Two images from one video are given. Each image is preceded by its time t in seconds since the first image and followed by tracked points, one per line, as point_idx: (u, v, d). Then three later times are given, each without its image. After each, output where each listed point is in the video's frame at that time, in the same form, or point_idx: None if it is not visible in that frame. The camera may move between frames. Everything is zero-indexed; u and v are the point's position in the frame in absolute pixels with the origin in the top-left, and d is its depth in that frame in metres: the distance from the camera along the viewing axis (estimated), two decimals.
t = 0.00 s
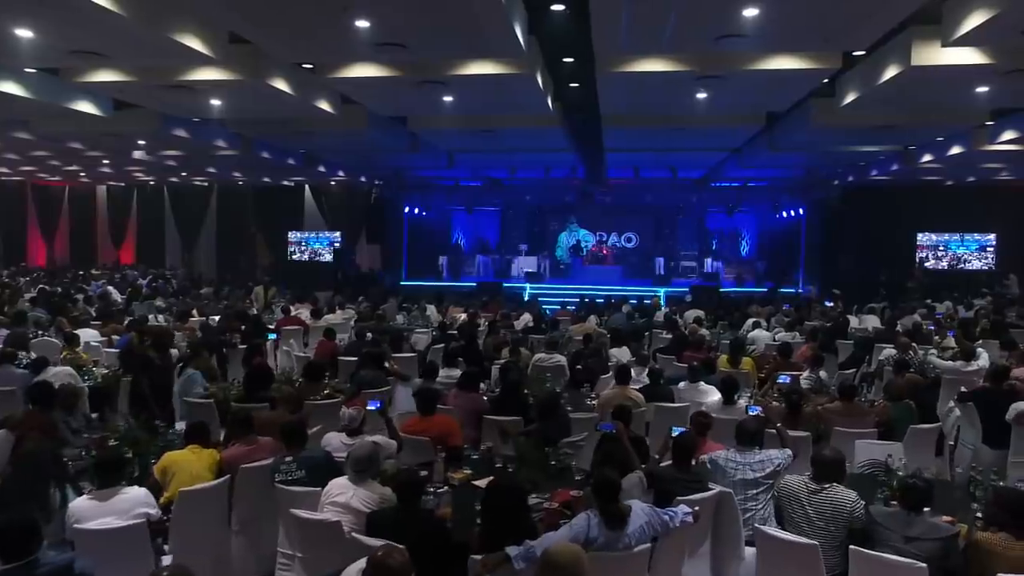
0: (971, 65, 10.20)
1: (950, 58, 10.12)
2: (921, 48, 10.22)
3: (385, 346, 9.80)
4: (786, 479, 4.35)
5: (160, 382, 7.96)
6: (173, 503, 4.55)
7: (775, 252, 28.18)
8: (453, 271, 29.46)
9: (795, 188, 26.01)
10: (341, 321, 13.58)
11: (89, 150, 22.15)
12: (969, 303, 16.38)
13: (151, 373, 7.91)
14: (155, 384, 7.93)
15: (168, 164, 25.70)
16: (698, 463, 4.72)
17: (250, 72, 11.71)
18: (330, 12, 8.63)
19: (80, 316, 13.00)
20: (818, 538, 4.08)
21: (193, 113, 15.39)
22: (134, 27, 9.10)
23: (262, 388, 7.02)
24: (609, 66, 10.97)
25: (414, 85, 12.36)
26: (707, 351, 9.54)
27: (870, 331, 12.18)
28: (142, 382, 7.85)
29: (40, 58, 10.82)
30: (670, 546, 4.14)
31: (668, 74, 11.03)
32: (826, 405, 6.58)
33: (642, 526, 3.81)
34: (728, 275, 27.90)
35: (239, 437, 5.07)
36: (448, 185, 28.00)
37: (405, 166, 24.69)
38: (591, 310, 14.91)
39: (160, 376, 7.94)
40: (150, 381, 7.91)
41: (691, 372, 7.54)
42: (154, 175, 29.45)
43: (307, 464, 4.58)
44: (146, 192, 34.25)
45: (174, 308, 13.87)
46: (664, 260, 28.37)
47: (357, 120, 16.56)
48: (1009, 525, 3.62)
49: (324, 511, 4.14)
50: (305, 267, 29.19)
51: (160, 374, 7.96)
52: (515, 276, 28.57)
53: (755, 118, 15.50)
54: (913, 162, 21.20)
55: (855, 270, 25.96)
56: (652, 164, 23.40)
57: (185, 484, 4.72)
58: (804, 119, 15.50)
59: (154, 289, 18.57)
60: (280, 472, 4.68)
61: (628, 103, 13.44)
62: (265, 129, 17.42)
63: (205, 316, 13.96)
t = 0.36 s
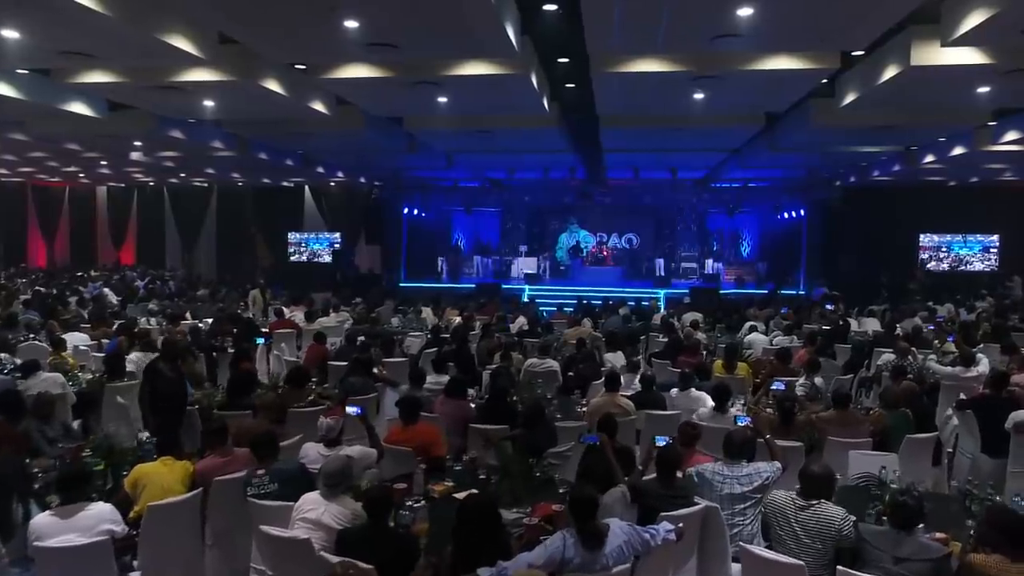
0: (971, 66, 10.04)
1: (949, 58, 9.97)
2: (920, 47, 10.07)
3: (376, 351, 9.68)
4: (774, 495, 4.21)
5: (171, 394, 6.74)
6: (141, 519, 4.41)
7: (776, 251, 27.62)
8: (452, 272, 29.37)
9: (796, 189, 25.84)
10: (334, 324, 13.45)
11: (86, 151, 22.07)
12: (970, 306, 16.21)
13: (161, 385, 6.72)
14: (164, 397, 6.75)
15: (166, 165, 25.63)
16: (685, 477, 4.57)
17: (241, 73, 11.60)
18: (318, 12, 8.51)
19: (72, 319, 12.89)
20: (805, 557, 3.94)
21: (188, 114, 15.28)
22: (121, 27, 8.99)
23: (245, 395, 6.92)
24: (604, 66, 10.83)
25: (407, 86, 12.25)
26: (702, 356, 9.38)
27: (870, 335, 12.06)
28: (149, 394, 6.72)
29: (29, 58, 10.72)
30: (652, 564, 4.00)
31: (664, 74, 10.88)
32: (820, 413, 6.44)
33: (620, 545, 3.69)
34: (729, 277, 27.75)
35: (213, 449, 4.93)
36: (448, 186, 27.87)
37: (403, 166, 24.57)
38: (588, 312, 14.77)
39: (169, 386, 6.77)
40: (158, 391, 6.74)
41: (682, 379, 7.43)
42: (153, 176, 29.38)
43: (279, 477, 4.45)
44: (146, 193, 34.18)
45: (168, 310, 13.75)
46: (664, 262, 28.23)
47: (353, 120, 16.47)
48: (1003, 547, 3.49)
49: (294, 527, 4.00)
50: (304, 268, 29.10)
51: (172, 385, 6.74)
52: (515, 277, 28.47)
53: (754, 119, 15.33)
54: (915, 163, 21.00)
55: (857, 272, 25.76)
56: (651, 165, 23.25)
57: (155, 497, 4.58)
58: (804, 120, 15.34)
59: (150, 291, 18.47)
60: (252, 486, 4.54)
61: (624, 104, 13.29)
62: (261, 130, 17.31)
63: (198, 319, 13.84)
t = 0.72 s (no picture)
0: (970, 64, 9.88)
1: (947, 56, 9.80)
2: (919, 46, 9.91)
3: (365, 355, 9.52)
4: (764, 508, 4.04)
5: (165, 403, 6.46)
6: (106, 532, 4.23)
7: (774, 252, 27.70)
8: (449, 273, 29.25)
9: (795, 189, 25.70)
10: (327, 326, 13.31)
11: (79, 150, 21.88)
12: (969, 308, 16.07)
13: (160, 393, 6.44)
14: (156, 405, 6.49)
15: (161, 165, 25.51)
16: (672, 489, 4.41)
17: (231, 72, 11.44)
18: (305, 10, 8.36)
19: (59, 321, 12.72)
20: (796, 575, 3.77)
21: (179, 114, 15.10)
22: (105, 25, 8.84)
23: (226, 400, 6.80)
24: (597, 64, 10.64)
25: (397, 85, 12.10)
26: (696, 360, 9.23)
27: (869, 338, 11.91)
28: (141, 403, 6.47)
29: (13, 57, 10.56)
30: None
31: (658, 73, 10.69)
32: (815, 419, 6.27)
33: (600, 562, 3.53)
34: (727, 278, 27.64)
35: (184, 459, 4.76)
36: (444, 186, 27.71)
37: (400, 166, 24.44)
38: (583, 314, 14.61)
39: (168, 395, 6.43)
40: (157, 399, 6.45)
41: (675, 384, 7.29)
42: (148, 176, 29.20)
43: (250, 489, 4.29)
44: (142, 194, 34.03)
45: (158, 311, 13.60)
46: (662, 263, 28.17)
47: (346, 119, 16.34)
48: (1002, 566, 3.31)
49: (263, 543, 3.83)
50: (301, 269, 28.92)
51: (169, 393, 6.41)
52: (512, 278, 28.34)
53: (752, 119, 15.18)
54: (915, 163, 20.81)
55: (857, 273, 25.57)
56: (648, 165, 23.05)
57: (122, 509, 4.41)
58: (802, 120, 15.18)
59: (142, 292, 18.30)
60: (222, 498, 4.38)
61: (619, 104, 13.12)
62: (254, 130, 17.15)
63: (189, 321, 13.68)
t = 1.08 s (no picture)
0: (958, 61, 9.70)
1: (935, 52, 9.61)
2: (906, 42, 9.72)
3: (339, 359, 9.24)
4: (741, 526, 3.80)
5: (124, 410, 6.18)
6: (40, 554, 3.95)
7: (763, 253, 27.69)
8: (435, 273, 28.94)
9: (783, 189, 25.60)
10: (305, 328, 13.02)
11: (56, 148, 21.43)
12: (957, 308, 15.95)
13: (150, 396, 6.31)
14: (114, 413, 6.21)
15: (142, 164, 25.11)
16: (645, 503, 4.18)
17: (204, 68, 11.14)
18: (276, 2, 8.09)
19: (28, 324, 12.35)
20: None
21: (154, 111, 14.73)
22: (69, 17, 8.52)
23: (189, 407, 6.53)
24: (580, 60, 10.36)
25: (375, 82, 11.81)
26: (680, 363, 9.02)
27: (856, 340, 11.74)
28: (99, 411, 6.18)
29: None
30: None
31: (643, 69, 10.43)
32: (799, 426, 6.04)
33: None
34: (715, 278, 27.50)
35: (131, 472, 4.49)
36: (431, 186, 27.40)
37: (385, 166, 24.16)
38: (568, 316, 14.36)
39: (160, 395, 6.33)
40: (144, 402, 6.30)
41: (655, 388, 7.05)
42: (130, 175, 28.75)
43: (194, 507, 4.01)
44: (125, 193, 33.53)
45: (132, 313, 13.24)
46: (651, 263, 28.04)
47: (327, 117, 16.02)
48: None
49: (204, 567, 3.55)
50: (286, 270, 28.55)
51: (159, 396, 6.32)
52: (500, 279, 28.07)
53: (740, 118, 14.93)
54: (904, 163, 20.69)
55: (846, 273, 25.44)
56: (635, 164, 22.81)
57: (59, 528, 4.12)
58: (789, 118, 15.00)
59: (119, 293, 17.91)
60: (167, 516, 4.11)
61: (604, 101, 12.88)
62: (234, 128, 16.81)
63: (164, 323, 13.34)
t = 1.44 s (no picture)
0: (938, 57, 9.50)
1: (916, 49, 9.40)
2: (886, 38, 9.51)
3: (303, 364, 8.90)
4: (706, 551, 3.52)
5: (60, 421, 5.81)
6: None
7: (745, 252, 27.70)
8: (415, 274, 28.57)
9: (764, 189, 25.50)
10: (273, 331, 12.66)
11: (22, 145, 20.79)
12: (937, 309, 15.84)
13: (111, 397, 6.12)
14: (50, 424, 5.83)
15: (114, 162, 24.51)
16: (606, 523, 3.88)
17: (165, 61, 10.71)
18: None
19: None
20: None
21: (117, 106, 14.22)
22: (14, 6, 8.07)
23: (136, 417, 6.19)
24: (555, 55, 10.06)
25: (345, 78, 11.45)
26: (655, 367, 8.79)
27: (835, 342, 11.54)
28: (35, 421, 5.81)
29: None
30: None
31: (618, 64, 10.15)
32: (775, 434, 5.79)
33: None
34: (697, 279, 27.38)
35: (49, 493, 4.13)
36: (410, 185, 27.03)
37: (363, 164, 23.74)
38: (545, 317, 14.07)
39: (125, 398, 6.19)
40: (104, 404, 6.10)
41: (626, 394, 6.78)
42: (102, 174, 28.08)
43: (112, 532, 3.67)
44: (98, 192, 32.81)
45: (93, 316, 12.76)
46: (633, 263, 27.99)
47: (300, 113, 15.61)
48: None
49: None
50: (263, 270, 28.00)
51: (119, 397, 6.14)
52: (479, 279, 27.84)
53: (720, 116, 14.55)
54: (885, 162, 20.59)
55: (827, 273, 25.41)
56: (615, 163, 22.56)
57: None
58: (770, 117, 14.78)
59: (84, 295, 17.36)
60: (83, 542, 3.77)
61: (580, 98, 12.61)
62: (202, 124, 16.33)
63: (127, 325, 12.87)
